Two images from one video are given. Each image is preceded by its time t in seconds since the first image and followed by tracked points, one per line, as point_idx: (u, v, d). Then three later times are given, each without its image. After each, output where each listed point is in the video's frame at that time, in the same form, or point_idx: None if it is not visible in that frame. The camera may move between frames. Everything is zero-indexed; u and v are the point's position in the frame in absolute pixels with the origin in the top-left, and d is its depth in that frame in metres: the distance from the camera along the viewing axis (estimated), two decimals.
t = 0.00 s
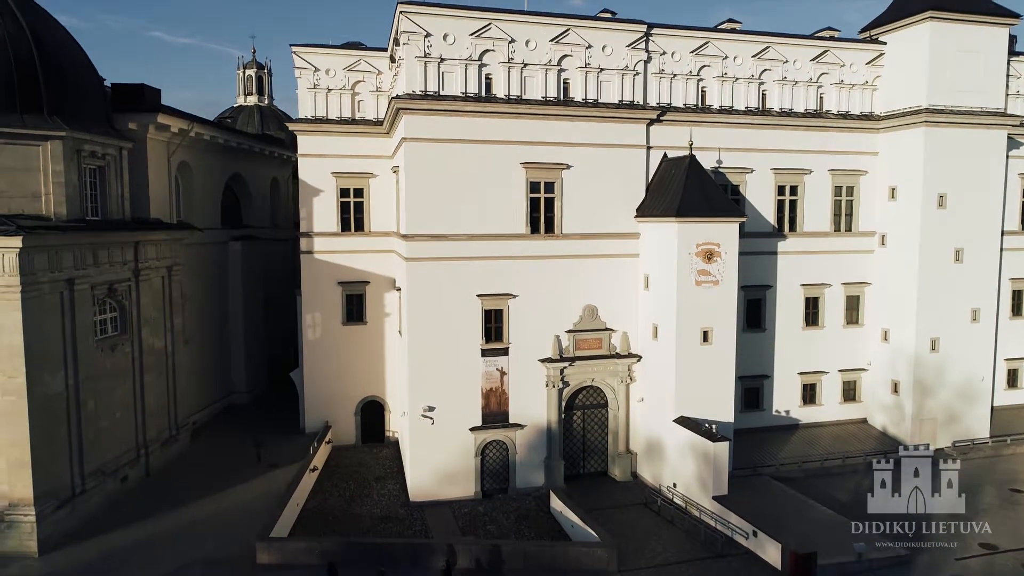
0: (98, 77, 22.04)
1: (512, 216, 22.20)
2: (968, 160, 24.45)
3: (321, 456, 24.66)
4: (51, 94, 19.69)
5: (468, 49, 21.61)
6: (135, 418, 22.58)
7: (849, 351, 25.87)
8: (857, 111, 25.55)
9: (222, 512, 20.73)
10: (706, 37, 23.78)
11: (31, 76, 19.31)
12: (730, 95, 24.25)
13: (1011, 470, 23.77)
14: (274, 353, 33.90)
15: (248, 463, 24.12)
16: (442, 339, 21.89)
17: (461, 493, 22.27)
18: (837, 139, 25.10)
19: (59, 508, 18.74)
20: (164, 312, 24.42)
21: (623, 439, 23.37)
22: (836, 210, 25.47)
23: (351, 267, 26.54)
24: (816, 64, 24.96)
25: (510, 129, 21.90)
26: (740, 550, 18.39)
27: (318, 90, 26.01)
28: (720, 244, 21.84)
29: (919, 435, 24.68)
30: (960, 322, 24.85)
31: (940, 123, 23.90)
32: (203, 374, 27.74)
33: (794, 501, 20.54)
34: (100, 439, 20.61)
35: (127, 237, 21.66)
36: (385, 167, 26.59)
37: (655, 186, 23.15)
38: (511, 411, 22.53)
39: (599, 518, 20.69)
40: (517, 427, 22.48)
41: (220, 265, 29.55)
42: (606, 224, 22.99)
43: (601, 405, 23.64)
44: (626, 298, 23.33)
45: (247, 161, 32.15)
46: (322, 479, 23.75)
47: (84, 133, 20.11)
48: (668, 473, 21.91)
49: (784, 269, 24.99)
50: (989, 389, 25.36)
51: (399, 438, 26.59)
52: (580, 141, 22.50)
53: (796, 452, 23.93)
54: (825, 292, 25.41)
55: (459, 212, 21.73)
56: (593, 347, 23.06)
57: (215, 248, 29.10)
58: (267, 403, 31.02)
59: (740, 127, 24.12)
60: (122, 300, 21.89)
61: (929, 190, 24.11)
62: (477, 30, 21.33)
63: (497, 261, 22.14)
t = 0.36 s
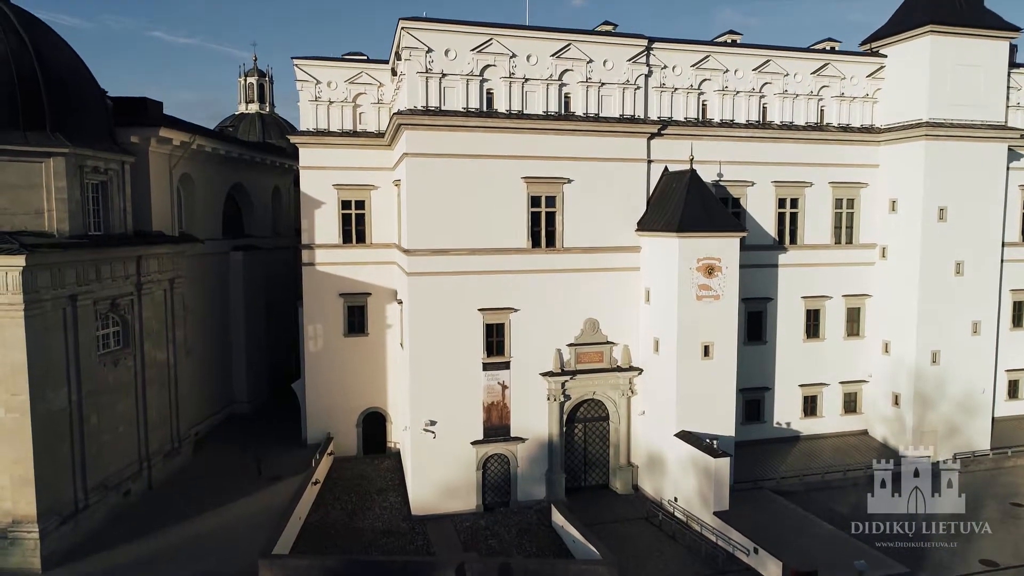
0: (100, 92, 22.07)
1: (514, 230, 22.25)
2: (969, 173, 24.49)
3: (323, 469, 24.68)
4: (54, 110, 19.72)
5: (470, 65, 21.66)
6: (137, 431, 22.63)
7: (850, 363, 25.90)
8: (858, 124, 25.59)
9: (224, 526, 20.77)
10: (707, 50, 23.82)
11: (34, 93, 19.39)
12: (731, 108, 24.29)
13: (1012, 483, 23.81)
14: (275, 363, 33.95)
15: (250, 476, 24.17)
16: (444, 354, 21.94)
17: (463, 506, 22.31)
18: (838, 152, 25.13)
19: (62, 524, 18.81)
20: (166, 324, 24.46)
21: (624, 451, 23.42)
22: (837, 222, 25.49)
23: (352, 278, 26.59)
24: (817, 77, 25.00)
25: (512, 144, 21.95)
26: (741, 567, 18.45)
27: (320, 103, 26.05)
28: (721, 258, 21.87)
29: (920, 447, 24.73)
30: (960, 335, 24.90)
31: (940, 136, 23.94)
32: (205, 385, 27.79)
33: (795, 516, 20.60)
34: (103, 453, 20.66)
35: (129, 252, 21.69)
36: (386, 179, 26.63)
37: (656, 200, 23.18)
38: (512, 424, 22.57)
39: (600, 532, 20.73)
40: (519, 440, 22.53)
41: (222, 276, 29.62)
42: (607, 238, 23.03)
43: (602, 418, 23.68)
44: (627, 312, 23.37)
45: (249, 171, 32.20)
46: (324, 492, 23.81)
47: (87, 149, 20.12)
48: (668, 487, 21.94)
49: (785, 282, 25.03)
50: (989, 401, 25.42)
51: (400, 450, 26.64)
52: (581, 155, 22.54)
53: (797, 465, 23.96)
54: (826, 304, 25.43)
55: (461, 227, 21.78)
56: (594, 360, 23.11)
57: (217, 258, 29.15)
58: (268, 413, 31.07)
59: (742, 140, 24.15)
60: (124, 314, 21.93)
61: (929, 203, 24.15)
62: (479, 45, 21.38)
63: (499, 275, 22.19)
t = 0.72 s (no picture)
0: (103, 108, 22.16)
1: (515, 246, 22.29)
2: (969, 188, 24.53)
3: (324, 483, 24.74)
4: (56, 128, 19.80)
5: (471, 81, 21.72)
6: (139, 446, 22.68)
7: (850, 376, 25.93)
8: (858, 137, 25.62)
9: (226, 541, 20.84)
10: (708, 65, 23.86)
11: (36, 112, 19.50)
12: (731, 122, 24.32)
13: (1012, 498, 23.84)
14: (276, 372, 33.98)
15: (251, 489, 24.22)
16: (445, 369, 21.98)
17: (464, 521, 22.36)
18: (838, 166, 25.14)
19: (65, 541, 18.87)
20: (168, 338, 24.51)
21: (625, 466, 23.45)
22: (837, 236, 25.50)
23: (354, 291, 26.64)
24: (818, 91, 25.03)
25: (512, 159, 22.01)
26: None
27: (321, 116, 26.10)
28: (722, 274, 21.90)
29: (920, 461, 24.78)
30: (961, 348, 24.93)
31: (940, 151, 23.97)
32: (206, 397, 27.84)
33: (794, 532, 20.67)
34: (105, 469, 20.72)
35: (130, 267, 21.72)
36: (387, 192, 26.65)
37: (657, 215, 23.20)
38: (513, 439, 22.61)
39: (600, 548, 20.79)
40: (519, 455, 22.57)
41: (223, 287, 29.67)
42: (608, 253, 23.08)
43: (603, 432, 23.71)
44: (628, 326, 23.40)
45: (250, 181, 32.25)
46: (325, 506, 23.87)
47: (89, 167, 20.16)
48: (669, 502, 21.98)
49: (785, 296, 25.06)
50: (990, 414, 25.47)
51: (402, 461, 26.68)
52: (581, 171, 22.58)
53: (797, 478, 23.99)
54: (826, 317, 25.46)
55: (462, 242, 21.83)
56: (595, 375, 23.16)
57: (219, 270, 29.21)
58: (269, 424, 31.13)
59: (742, 154, 24.16)
60: (126, 329, 21.99)
61: (929, 218, 24.19)
62: (479, 62, 21.42)
63: (500, 290, 22.23)
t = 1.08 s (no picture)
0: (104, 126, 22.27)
1: (515, 262, 22.33)
2: (969, 202, 24.55)
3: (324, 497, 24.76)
4: (58, 146, 19.87)
5: (472, 97, 21.76)
6: (141, 461, 22.72)
7: (851, 389, 25.94)
8: (859, 151, 25.64)
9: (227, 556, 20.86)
10: (708, 80, 23.88)
11: (38, 130, 19.54)
12: (732, 137, 24.35)
13: (1012, 513, 23.84)
14: (276, 382, 33.99)
15: (252, 503, 24.25)
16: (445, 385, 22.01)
17: (465, 536, 22.39)
18: (839, 180, 25.15)
19: (66, 559, 18.90)
20: (169, 353, 24.55)
21: (625, 480, 23.47)
22: (838, 250, 25.51)
23: (355, 304, 26.69)
24: (818, 106, 25.06)
25: (513, 176, 22.04)
26: None
27: (322, 129, 26.13)
28: (722, 290, 21.92)
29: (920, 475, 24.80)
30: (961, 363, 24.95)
31: (940, 166, 23.99)
32: (207, 410, 27.86)
33: (794, 548, 20.74)
34: (106, 486, 20.75)
35: (132, 284, 21.74)
36: (388, 205, 26.67)
37: (657, 230, 23.23)
38: (514, 455, 22.64)
39: (601, 564, 20.84)
40: (520, 470, 22.60)
41: (224, 299, 29.70)
42: (609, 268, 23.12)
43: (603, 447, 23.74)
44: (629, 341, 23.42)
45: (251, 192, 32.28)
46: (326, 521, 23.90)
47: (91, 185, 20.23)
48: (669, 517, 22.01)
49: (785, 310, 25.08)
50: (990, 427, 25.49)
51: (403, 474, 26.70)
52: (582, 187, 22.62)
53: (798, 493, 24.00)
54: (827, 330, 25.48)
55: (462, 259, 21.86)
56: (595, 390, 23.19)
57: (220, 282, 29.22)
58: (271, 435, 31.17)
59: (743, 169, 24.18)
60: (127, 345, 22.03)
61: (929, 232, 24.21)
62: (480, 79, 21.45)
63: (500, 306, 22.26)
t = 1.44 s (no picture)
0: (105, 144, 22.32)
1: (516, 278, 22.37)
2: (969, 217, 24.58)
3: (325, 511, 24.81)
4: (60, 165, 19.95)
5: (473, 114, 21.80)
6: (142, 477, 22.77)
7: (851, 403, 25.96)
8: (859, 165, 25.67)
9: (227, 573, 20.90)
10: (708, 95, 23.91)
11: (40, 150, 19.62)
12: (732, 152, 24.38)
13: (1013, 528, 23.84)
14: (277, 393, 34.04)
15: (253, 517, 24.30)
16: (446, 401, 22.06)
17: (466, 551, 22.44)
18: (839, 194, 25.17)
19: None
20: (171, 367, 24.59)
21: (626, 495, 23.51)
22: (838, 264, 25.53)
23: (356, 318, 26.73)
24: (818, 120, 25.09)
25: (513, 192, 22.08)
26: None
27: (323, 143, 26.18)
28: (723, 307, 21.94)
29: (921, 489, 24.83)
30: (961, 377, 24.97)
31: (941, 181, 24.01)
32: (208, 423, 27.92)
33: (794, 565, 20.75)
34: (108, 503, 20.81)
35: (134, 300, 21.77)
36: (389, 218, 26.70)
37: (658, 246, 23.27)
38: (515, 470, 22.68)
39: None
40: (521, 485, 22.64)
41: (225, 312, 29.75)
42: (610, 284, 23.15)
43: (604, 462, 23.77)
44: (630, 356, 23.46)
45: (252, 203, 32.32)
46: (327, 536, 23.95)
47: (92, 203, 20.30)
48: (670, 533, 22.05)
49: (786, 324, 25.10)
50: (990, 441, 25.51)
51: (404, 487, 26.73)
52: (583, 203, 22.66)
53: (798, 508, 24.03)
54: (827, 344, 25.51)
55: (463, 275, 21.91)
56: (596, 405, 23.24)
57: (221, 295, 29.26)
58: (272, 446, 31.22)
59: (743, 184, 24.20)
60: (129, 361, 22.08)
61: (930, 248, 24.24)
62: (481, 96, 21.50)
63: (501, 322, 22.31)
